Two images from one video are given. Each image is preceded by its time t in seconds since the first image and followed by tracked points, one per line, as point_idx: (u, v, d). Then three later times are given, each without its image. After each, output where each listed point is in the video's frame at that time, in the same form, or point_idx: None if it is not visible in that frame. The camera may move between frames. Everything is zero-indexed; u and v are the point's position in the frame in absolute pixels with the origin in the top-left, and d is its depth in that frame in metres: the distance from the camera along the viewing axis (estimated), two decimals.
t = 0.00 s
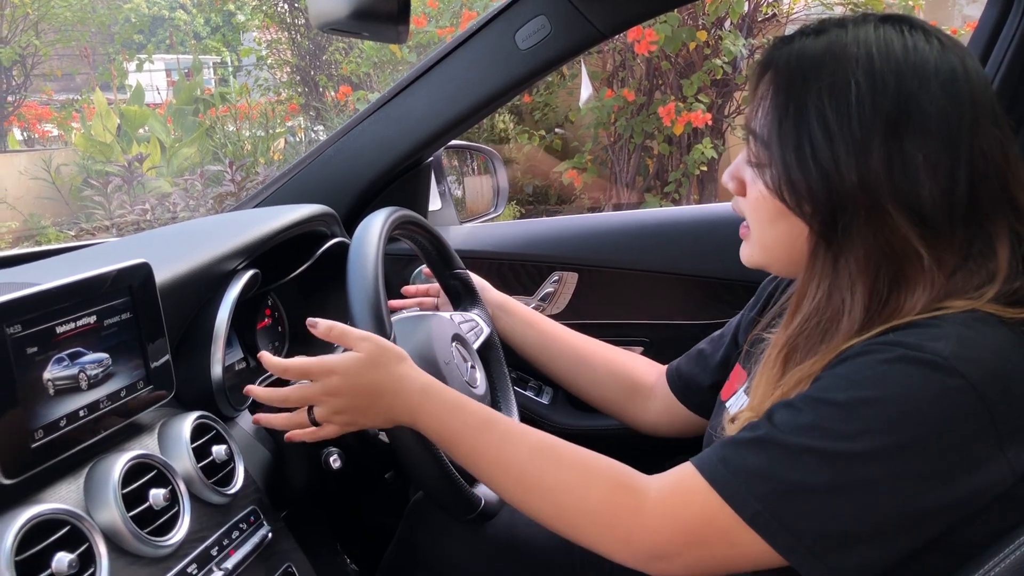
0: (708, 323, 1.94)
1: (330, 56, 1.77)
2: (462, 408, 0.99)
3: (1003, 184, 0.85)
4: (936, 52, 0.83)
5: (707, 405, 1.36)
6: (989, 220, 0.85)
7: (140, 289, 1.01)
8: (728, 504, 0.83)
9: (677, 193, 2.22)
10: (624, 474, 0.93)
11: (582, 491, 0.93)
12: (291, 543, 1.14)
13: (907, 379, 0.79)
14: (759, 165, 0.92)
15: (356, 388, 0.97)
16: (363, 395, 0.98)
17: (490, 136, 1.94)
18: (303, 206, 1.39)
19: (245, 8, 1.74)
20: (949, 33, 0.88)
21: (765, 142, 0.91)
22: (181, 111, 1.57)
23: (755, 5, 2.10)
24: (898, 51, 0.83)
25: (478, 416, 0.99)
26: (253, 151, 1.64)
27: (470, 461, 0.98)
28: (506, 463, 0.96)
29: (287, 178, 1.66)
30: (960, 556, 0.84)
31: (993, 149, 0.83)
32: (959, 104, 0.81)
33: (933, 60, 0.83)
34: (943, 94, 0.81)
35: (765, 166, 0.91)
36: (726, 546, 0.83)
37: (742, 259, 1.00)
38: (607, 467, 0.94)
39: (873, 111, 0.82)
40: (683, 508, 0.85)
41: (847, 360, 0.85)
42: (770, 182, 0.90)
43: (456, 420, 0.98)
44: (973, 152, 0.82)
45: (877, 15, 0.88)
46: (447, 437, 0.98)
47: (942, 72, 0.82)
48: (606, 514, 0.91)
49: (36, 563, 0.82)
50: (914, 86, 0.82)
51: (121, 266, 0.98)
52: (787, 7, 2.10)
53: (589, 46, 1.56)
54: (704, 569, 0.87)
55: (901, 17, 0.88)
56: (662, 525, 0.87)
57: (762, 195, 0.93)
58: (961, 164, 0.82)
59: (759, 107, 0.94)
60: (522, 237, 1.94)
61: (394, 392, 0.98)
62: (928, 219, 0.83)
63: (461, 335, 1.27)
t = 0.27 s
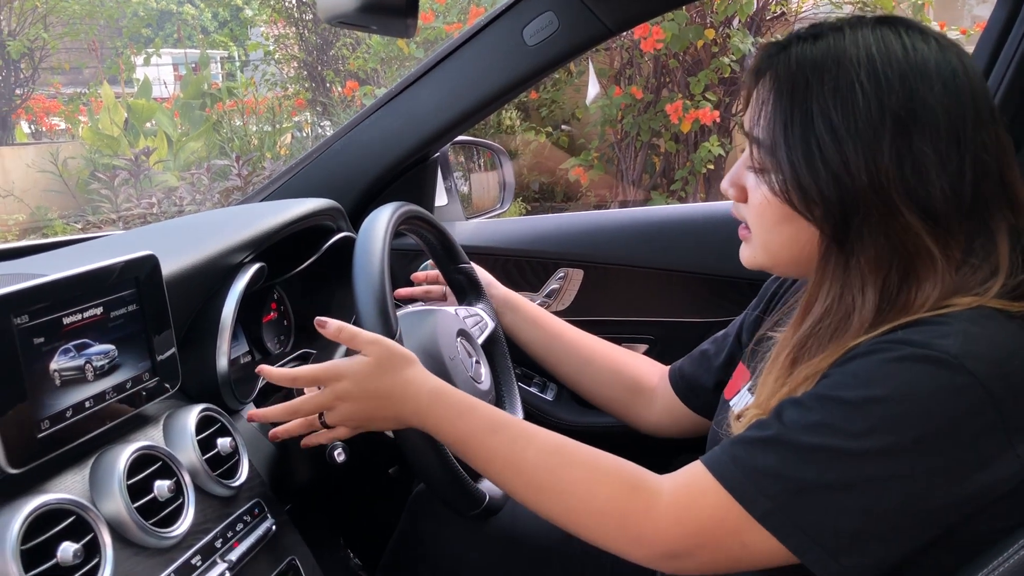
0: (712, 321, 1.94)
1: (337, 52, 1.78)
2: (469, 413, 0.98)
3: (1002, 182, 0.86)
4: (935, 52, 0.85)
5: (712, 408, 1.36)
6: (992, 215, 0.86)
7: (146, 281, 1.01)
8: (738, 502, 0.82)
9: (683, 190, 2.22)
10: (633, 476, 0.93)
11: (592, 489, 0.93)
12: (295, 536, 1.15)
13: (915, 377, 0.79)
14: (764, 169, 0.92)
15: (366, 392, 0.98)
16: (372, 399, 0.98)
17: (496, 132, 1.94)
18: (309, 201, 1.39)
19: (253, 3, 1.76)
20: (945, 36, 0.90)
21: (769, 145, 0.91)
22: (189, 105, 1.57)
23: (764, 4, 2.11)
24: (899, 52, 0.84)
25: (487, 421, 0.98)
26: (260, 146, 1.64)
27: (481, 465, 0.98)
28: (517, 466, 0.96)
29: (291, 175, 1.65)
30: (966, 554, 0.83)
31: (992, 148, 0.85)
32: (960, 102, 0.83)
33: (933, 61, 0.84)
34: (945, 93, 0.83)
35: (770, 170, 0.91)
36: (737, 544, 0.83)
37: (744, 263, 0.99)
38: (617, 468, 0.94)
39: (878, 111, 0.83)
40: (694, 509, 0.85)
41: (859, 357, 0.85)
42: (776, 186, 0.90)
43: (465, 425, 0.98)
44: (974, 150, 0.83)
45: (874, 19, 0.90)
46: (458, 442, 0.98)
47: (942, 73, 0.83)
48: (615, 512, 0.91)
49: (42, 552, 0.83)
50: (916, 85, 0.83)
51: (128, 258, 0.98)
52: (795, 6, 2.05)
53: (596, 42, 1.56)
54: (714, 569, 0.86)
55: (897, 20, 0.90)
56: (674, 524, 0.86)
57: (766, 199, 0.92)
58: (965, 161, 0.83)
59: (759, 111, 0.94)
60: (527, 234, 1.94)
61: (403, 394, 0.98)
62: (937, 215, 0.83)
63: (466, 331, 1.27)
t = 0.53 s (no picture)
0: (718, 318, 1.94)
1: (345, 47, 1.78)
2: (474, 404, 0.99)
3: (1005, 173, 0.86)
4: (929, 49, 0.84)
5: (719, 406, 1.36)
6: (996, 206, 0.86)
7: (154, 271, 1.01)
8: (745, 491, 0.83)
9: (690, 188, 2.22)
10: (643, 465, 0.92)
11: (602, 478, 0.93)
12: (300, 527, 1.15)
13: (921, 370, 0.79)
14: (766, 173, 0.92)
15: (373, 385, 0.98)
16: (377, 391, 0.99)
17: (503, 127, 1.94)
18: (315, 194, 1.39)
19: None
20: (939, 30, 0.89)
21: (768, 148, 0.91)
22: (196, 99, 1.57)
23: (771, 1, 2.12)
24: (894, 50, 0.84)
25: (493, 412, 0.98)
26: (266, 140, 1.65)
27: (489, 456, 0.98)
28: (524, 456, 0.96)
29: (298, 168, 1.65)
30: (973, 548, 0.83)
31: (994, 141, 0.84)
32: (958, 98, 0.82)
33: (929, 57, 0.84)
34: (941, 89, 0.82)
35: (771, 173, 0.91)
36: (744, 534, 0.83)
37: (755, 268, 0.99)
38: (626, 457, 0.93)
39: (875, 111, 0.82)
40: (704, 495, 0.85)
41: (867, 348, 0.85)
42: (780, 190, 0.90)
43: (472, 417, 0.98)
44: (975, 144, 0.83)
45: (867, 17, 0.90)
46: (465, 433, 0.98)
47: (937, 70, 0.83)
48: (625, 501, 0.91)
49: (48, 539, 0.83)
50: (912, 83, 0.82)
51: (136, 248, 0.98)
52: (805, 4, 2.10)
53: (603, 37, 1.56)
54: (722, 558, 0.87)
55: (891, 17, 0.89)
56: (684, 513, 0.86)
57: (770, 201, 0.92)
58: (967, 155, 0.83)
59: (757, 115, 0.94)
60: (534, 229, 1.94)
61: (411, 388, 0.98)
62: (942, 211, 0.83)
63: (472, 324, 1.28)
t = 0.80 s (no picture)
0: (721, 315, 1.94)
1: (349, 42, 1.78)
2: (479, 409, 0.98)
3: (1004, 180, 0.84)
4: (919, 64, 0.81)
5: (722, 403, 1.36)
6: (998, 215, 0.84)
7: (158, 266, 1.01)
8: (744, 502, 0.83)
9: (694, 185, 2.22)
10: (642, 474, 0.92)
11: (601, 490, 0.93)
12: (302, 522, 1.15)
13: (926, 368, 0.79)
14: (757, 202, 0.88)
15: (373, 394, 0.98)
16: (379, 399, 0.99)
17: (508, 124, 1.94)
18: (319, 189, 1.39)
19: None
20: (924, 39, 0.86)
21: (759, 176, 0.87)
22: (201, 94, 1.57)
23: None
24: (883, 68, 0.81)
25: (499, 418, 0.98)
26: (271, 135, 1.65)
27: (492, 462, 0.98)
28: (526, 464, 0.96)
29: (302, 164, 1.66)
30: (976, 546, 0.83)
31: (991, 153, 0.82)
32: (953, 113, 0.80)
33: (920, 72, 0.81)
34: (935, 106, 0.80)
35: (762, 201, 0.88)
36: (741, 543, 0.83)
37: (756, 291, 0.96)
38: (622, 467, 0.94)
39: (870, 134, 0.80)
40: (697, 511, 0.85)
41: (869, 357, 0.85)
42: (775, 222, 0.86)
43: (476, 422, 0.98)
44: (973, 160, 0.81)
45: (850, 31, 0.87)
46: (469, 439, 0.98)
47: (929, 85, 0.80)
48: (624, 512, 0.91)
49: (52, 533, 0.83)
50: (905, 102, 0.80)
51: (140, 243, 0.98)
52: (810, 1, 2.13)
53: (608, 33, 1.55)
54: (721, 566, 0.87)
55: (876, 30, 0.86)
56: (681, 524, 0.86)
57: (765, 231, 0.89)
58: (966, 169, 0.80)
59: (742, 140, 0.91)
60: (538, 225, 1.94)
61: (413, 396, 0.98)
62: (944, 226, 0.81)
63: (475, 321, 1.28)
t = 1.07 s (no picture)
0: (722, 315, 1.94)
1: (349, 41, 1.79)
2: (481, 455, 1.02)
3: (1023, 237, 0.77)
4: (924, 122, 0.73)
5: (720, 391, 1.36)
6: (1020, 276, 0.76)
7: (157, 265, 1.01)
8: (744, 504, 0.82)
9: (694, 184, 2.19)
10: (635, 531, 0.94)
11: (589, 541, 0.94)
12: (301, 522, 1.15)
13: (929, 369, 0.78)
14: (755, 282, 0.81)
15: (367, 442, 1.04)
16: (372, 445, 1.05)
17: (507, 123, 1.94)
18: (318, 188, 1.39)
19: None
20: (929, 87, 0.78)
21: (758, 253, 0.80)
22: (200, 93, 1.58)
23: None
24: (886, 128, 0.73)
25: (500, 465, 1.01)
26: (271, 134, 1.65)
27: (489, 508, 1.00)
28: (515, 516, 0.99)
29: (301, 162, 1.61)
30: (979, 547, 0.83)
31: (1007, 221, 0.73)
32: (969, 174, 0.71)
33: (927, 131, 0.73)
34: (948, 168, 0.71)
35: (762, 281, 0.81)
36: None
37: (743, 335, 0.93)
38: (604, 527, 0.95)
39: (877, 207, 0.72)
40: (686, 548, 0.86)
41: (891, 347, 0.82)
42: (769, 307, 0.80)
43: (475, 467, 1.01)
44: (988, 234, 0.72)
45: (846, 85, 0.79)
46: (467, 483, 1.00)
47: (940, 145, 0.72)
48: (609, 567, 0.93)
49: (50, 532, 0.83)
50: (914, 166, 0.71)
51: (138, 241, 0.98)
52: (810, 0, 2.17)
53: (608, 32, 1.55)
54: None
55: (875, 86, 0.78)
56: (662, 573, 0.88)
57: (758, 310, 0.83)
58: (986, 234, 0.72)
59: (736, 210, 0.83)
60: (537, 223, 1.94)
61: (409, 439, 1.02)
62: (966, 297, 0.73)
63: (475, 320, 1.28)
